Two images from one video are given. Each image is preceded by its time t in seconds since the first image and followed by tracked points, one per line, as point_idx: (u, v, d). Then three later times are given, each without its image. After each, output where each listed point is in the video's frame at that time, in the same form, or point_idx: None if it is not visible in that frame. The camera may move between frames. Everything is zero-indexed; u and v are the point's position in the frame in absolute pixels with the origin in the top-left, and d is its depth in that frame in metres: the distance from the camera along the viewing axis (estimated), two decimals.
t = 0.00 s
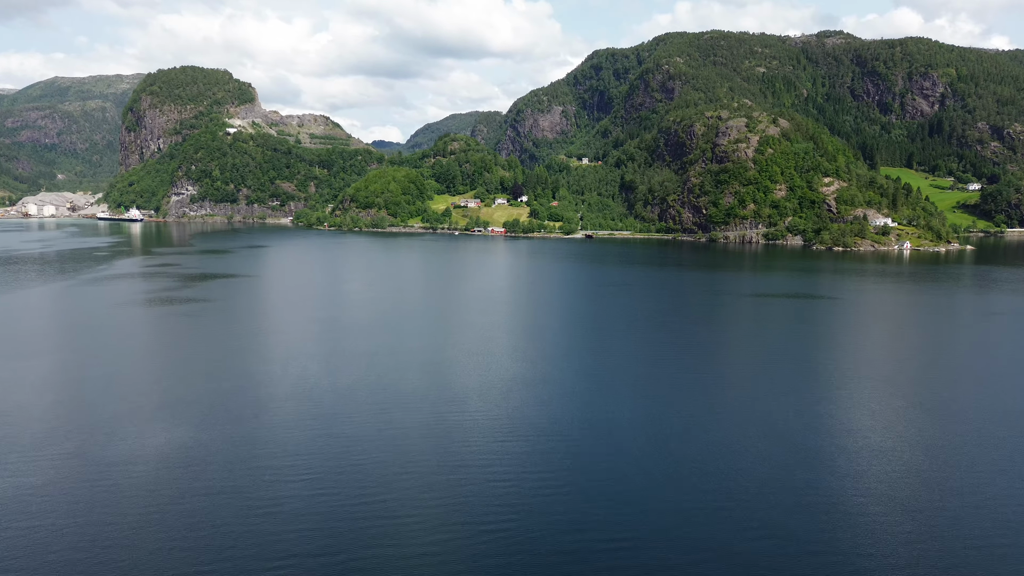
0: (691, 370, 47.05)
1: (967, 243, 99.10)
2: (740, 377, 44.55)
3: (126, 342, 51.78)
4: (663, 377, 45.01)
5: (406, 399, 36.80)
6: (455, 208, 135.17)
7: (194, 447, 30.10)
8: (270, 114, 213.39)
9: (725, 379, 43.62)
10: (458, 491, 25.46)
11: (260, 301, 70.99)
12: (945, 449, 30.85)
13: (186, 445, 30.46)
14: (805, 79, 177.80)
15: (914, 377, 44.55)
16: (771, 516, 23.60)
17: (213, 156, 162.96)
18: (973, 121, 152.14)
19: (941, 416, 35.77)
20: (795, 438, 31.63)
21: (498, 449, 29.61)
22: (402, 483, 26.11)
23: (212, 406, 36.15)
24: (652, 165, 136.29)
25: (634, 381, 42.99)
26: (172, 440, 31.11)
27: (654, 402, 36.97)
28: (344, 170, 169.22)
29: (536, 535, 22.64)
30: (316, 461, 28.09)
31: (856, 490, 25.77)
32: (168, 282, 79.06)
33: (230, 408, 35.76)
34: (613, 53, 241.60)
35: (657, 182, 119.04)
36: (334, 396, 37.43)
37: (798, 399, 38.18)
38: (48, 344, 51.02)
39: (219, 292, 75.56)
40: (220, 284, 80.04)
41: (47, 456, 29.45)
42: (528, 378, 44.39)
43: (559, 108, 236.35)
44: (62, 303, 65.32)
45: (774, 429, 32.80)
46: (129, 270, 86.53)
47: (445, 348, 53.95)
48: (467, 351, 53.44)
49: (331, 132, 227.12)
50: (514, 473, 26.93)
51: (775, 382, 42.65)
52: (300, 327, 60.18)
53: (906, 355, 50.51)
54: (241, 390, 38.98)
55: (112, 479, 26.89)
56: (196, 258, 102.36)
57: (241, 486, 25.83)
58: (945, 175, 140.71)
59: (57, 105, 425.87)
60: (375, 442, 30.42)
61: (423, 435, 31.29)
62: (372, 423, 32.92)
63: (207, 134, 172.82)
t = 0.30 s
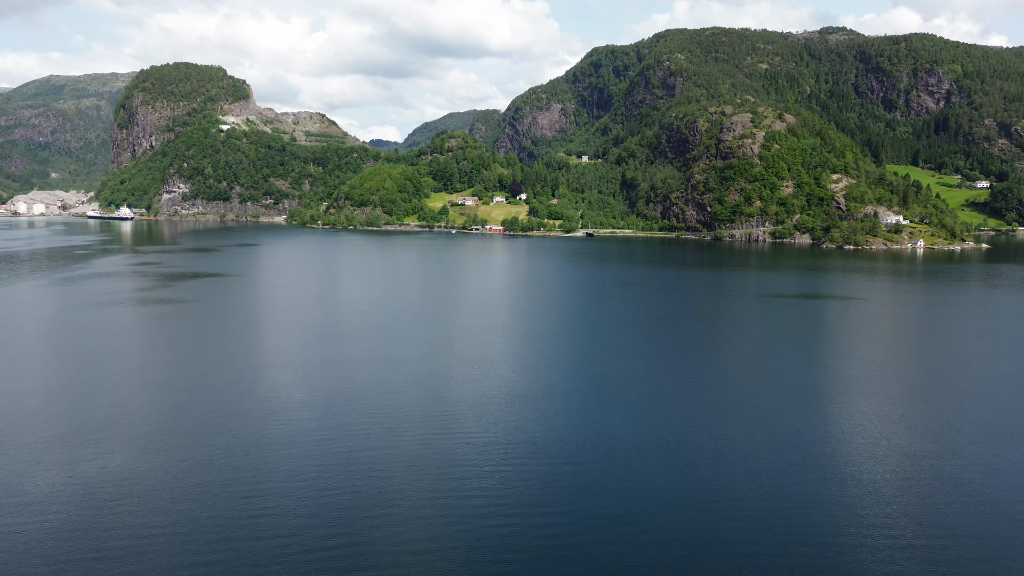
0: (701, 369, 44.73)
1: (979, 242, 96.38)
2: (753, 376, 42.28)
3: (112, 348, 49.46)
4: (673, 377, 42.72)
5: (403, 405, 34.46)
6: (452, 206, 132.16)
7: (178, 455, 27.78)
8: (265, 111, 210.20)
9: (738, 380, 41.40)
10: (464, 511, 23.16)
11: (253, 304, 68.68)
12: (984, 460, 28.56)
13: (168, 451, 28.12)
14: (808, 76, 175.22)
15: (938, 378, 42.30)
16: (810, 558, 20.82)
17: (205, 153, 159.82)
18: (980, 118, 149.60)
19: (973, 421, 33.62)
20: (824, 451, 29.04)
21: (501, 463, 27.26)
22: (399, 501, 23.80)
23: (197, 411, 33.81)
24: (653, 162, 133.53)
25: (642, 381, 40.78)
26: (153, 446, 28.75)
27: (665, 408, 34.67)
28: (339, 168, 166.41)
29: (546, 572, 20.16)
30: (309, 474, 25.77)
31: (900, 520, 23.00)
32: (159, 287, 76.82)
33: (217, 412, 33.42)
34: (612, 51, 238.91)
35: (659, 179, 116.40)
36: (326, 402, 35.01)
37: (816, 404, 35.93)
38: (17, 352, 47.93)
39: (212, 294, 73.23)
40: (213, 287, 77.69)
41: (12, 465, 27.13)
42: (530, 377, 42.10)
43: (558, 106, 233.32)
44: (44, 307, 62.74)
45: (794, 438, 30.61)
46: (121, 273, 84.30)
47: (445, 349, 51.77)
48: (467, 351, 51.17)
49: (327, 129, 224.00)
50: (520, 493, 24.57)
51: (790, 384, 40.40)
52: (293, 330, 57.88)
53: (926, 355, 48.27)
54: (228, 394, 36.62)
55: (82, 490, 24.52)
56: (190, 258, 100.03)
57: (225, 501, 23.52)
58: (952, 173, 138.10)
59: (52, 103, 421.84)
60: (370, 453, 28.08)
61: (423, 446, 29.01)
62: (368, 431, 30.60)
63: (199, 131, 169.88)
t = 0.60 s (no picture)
0: (715, 371, 42.21)
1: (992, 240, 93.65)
2: (773, 380, 39.79)
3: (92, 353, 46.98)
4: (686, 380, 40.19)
5: (397, 413, 31.82)
6: (449, 205, 129.29)
7: (143, 472, 25.18)
8: (259, 110, 207.15)
9: (757, 382, 38.85)
10: (461, 539, 20.60)
11: (245, 305, 66.22)
12: None
13: (134, 468, 25.56)
14: (810, 73, 172.80)
15: (967, 380, 39.98)
16: None
17: (197, 152, 156.92)
18: (986, 115, 147.29)
19: (1015, 427, 31.14)
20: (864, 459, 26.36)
21: (507, 476, 24.71)
22: (390, 527, 21.21)
23: (174, 420, 31.24)
24: (655, 159, 130.90)
25: (655, 384, 38.22)
26: (119, 462, 26.20)
27: (682, 412, 32.10)
28: (334, 167, 163.39)
29: None
30: (289, 494, 23.16)
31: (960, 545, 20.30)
32: (148, 290, 74.40)
33: (194, 423, 30.84)
34: (612, 49, 236.47)
35: (661, 177, 113.89)
36: (314, 413, 32.09)
37: (845, 407, 33.47)
38: None
39: (203, 296, 70.69)
40: (203, 288, 75.20)
41: None
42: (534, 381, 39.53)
43: (557, 105, 230.70)
44: (23, 318, 59.71)
45: (827, 443, 28.05)
46: (111, 276, 81.91)
47: (443, 351, 49.15)
48: (467, 353, 48.59)
49: (323, 128, 220.95)
50: (527, 514, 22.05)
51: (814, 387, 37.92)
52: (285, 332, 55.36)
53: (951, 356, 45.94)
54: (209, 402, 34.02)
55: (34, 516, 21.97)
56: (182, 259, 97.47)
57: (190, 531, 20.93)
58: (958, 171, 135.64)
59: (46, 102, 417.95)
60: (359, 468, 25.47)
61: (418, 457, 26.37)
62: (358, 443, 28.00)
63: (192, 129, 166.91)
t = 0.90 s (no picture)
0: (732, 384, 40.23)
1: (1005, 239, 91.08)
2: (794, 396, 37.71)
3: (77, 362, 44.91)
4: (702, 395, 38.08)
5: (398, 451, 29.91)
6: (446, 205, 126.33)
7: (127, 533, 23.27)
8: (254, 108, 204.02)
9: (776, 401, 36.96)
10: None
11: (239, 308, 64.01)
12: None
13: (118, 526, 23.75)
14: (813, 71, 170.26)
15: (1001, 399, 37.56)
16: None
17: (189, 150, 153.97)
18: (993, 113, 144.97)
19: None
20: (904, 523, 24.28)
21: (517, 537, 23.08)
22: None
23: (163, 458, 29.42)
24: (657, 158, 128.24)
25: (672, 403, 36.23)
26: (101, 516, 24.34)
27: (699, 449, 30.44)
28: (329, 166, 160.25)
29: None
30: None
31: None
32: (140, 290, 72.11)
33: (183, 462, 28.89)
34: (612, 46, 233.77)
35: (664, 175, 111.26)
36: (306, 457, 29.50)
37: (878, 439, 31.46)
38: None
39: (196, 298, 68.46)
40: (193, 290, 72.42)
41: None
42: (541, 395, 37.42)
43: (555, 103, 228.02)
44: None
45: (861, 488, 26.41)
46: (102, 276, 79.72)
47: (444, 354, 46.95)
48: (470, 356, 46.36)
49: (318, 127, 217.83)
50: None
51: (841, 407, 35.87)
52: (280, 335, 53.20)
53: (983, 364, 43.85)
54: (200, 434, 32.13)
55: None
56: (172, 260, 94.64)
57: None
58: (966, 170, 132.80)
59: (41, 102, 414.51)
60: (359, 526, 23.70)
61: (423, 512, 24.65)
62: (359, 491, 26.15)
63: (184, 126, 163.88)
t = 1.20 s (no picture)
0: (749, 386, 38.29)
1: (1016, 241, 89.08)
2: (816, 401, 35.75)
3: (64, 364, 43.03)
4: (717, 397, 36.16)
5: (398, 454, 27.93)
6: (443, 206, 124.06)
7: (103, 551, 21.21)
8: (249, 108, 201.77)
9: (797, 405, 34.99)
10: None
11: (233, 308, 62.24)
12: None
13: (91, 541, 21.66)
14: (816, 71, 168.50)
15: None
16: None
17: (183, 151, 152.30)
18: (999, 114, 143.03)
19: None
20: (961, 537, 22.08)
21: (528, 557, 20.94)
22: None
23: (145, 462, 27.38)
24: (658, 158, 126.17)
25: (685, 406, 34.41)
26: (76, 529, 22.34)
27: (721, 453, 28.36)
28: (325, 166, 157.85)
29: None
30: None
31: None
32: (133, 292, 70.33)
33: (167, 468, 26.85)
34: (611, 47, 231.91)
35: (667, 176, 109.21)
36: (295, 460, 27.29)
37: (913, 448, 29.23)
38: None
39: (190, 299, 66.73)
40: (186, 292, 70.32)
41: None
42: (547, 396, 35.50)
43: (554, 104, 226.01)
44: None
45: (901, 499, 24.41)
46: (94, 279, 77.94)
47: (445, 355, 45.23)
48: (472, 357, 44.57)
49: (315, 127, 215.55)
50: None
51: (869, 413, 33.90)
52: (276, 335, 51.41)
53: (1010, 372, 42.09)
54: (187, 436, 30.16)
55: None
56: (164, 262, 92.27)
57: None
58: (971, 171, 130.71)
59: (37, 102, 411.99)
60: (356, 541, 21.65)
61: (425, 522, 22.57)
62: (355, 499, 24.12)
63: (178, 127, 161.90)
